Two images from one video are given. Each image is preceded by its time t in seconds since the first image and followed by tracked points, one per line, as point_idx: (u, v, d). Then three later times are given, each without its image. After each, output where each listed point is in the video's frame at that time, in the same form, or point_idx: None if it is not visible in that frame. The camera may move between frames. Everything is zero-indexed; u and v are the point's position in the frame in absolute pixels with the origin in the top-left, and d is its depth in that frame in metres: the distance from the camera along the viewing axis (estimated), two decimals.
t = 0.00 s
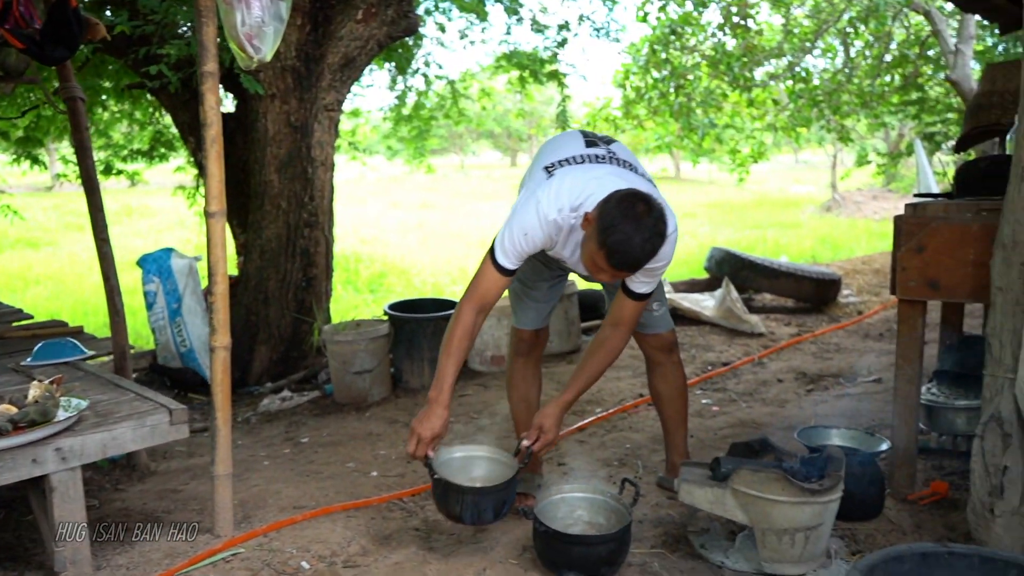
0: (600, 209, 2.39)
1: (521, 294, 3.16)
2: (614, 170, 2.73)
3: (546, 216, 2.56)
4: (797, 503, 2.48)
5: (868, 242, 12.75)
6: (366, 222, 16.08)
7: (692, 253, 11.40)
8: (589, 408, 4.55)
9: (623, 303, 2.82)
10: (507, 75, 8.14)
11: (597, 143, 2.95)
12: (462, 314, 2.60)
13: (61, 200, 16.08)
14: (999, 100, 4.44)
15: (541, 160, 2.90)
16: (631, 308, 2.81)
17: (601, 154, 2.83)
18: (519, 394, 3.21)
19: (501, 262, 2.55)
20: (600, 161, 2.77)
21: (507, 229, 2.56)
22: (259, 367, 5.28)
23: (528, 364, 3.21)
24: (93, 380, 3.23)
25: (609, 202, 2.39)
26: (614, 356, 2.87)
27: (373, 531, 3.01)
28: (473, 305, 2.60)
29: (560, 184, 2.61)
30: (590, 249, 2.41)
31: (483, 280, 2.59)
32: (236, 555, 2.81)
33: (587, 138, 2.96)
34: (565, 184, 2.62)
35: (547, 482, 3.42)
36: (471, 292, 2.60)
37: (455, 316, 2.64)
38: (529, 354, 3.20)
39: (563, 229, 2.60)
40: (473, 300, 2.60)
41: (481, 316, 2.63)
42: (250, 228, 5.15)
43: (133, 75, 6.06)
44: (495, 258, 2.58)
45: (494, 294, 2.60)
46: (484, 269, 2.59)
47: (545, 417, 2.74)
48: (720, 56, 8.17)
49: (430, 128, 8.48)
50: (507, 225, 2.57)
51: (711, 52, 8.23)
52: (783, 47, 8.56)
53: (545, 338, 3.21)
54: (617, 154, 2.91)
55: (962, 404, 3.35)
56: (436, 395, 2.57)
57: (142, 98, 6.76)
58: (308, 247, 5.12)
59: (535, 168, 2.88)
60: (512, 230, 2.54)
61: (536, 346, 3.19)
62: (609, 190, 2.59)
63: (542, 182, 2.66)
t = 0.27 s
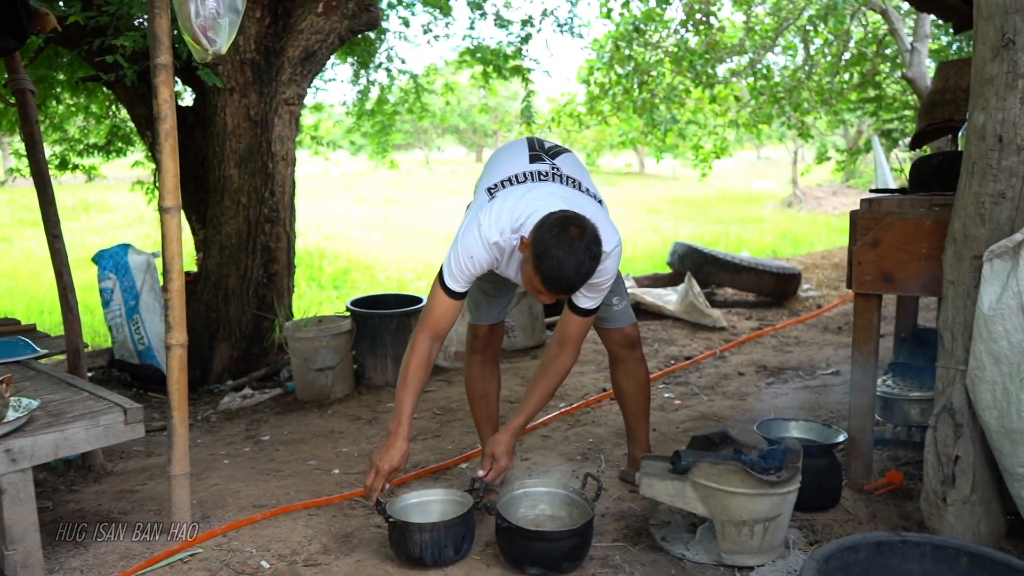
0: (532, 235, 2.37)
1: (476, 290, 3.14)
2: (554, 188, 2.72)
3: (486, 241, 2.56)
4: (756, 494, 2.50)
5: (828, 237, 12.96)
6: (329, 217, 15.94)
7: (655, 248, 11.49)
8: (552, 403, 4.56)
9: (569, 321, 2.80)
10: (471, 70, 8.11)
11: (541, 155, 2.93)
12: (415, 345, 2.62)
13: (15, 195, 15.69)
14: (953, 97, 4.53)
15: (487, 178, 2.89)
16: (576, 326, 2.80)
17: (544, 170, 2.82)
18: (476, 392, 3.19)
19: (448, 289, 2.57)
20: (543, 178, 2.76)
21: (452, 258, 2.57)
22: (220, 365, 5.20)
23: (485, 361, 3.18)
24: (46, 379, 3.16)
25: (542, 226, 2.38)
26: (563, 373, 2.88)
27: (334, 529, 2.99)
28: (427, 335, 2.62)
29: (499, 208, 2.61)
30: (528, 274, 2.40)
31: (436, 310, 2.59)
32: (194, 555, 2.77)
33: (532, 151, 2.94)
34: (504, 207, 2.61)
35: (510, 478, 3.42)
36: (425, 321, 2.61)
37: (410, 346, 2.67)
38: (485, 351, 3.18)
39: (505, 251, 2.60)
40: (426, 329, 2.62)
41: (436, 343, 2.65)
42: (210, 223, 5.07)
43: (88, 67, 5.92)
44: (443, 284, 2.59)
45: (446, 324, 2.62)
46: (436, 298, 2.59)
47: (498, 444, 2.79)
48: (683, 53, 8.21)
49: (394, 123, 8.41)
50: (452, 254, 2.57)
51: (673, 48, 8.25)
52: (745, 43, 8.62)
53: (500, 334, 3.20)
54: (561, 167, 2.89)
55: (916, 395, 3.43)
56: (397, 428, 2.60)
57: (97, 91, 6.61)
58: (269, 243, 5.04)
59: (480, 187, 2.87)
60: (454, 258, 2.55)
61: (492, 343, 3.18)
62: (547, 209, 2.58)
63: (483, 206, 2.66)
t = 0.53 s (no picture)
0: (505, 213, 2.36)
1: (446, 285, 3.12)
2: (523, 168, 2.72)
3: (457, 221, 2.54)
4: (725, 488, 2.51)
5: (799, 233, 13.09)
6: (301, 212, 15.81)
7: (628, 244, 11.53)
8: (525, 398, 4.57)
9: (557, 296, 2.84)
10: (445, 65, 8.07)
11: (507, 139, 2.92)
12: (404, 330, 2.57)
13: None
14: (919, 95, 4.59)
15: (452, 162, 2.88)
16: (567, 299, 2.82)
17: (511, 152, 2.81)
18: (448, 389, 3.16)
19: (424, 271, 2.54)
20: (510, 160, 2.75)
21: (424, 239, 2.54)
22: (189, 361, 5.13)
23: (457, 356, 3.16)
24: (8, 376, 3.10)
25: (513, 205, 2.38)
26: (564, 344, 2.89)
27: (304, 527, 2.97)
28: (411, 318, 2.57)
29: (468, 189, 2.59)
30: (501, 253, 2.39)
31: (413, 293, 2.56)
32: (160, 554, 2.74)
33: (498, 135, 2.93)
34: (473, 188, 2.59)
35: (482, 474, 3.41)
36: (404, 306, 2.57)
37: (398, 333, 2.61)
38: (456, 347, 3.15)
39: (476, 232, 2.59)
40: (410, 313, 2.57)
41: (423, 324, 2.60)
42: (178, 219, 5.00)
43: (52, 59, 5.81)
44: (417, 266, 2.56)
45: (428, 302, 2.57)
46: (411, 282, 2.55)
47: (533, 420, 2.78)
48: (656, 50, 8.23)
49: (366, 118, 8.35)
50: (423, 235, 2.54)
51: (646, 45, 8.27)
52: (718, 40, 8.67)
53: (471, 331, 3.17)
54: (527, 149, 2.89)
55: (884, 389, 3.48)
56: (426, 415, 2.56)
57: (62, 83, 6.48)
58: (239, 239, 4.98)
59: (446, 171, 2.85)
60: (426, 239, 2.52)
61: (463, 339, 3.15)
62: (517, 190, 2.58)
63: (451, 187, 2.64)
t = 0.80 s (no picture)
0: (510, 217, 2.35)
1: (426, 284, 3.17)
2: (513, 169, 2.71)
3: (458, 228, 2.52)
4: (700, 483, 2.52)
5: (774, 230, 13.20)
6: (277, 209, 15.69)
7: (606, 240, 11.57)
8: (501, 394, 4.56)
9: (553, 297, 2.82)
10: (422, 60, 8.04)
11: (494, 140, 2.91)
12: (418, 346, 2.50)
13: None
14: (891, 93, 4.64)
15: (441, 167, 2.85)
16: (563, 300, 2.80)
17: (499, 153, 2.80)
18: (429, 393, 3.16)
19: (432, 282, 2.49)
20: (500, 161, 2.74)
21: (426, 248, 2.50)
22: (162, 359, 5.07)
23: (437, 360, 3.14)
24: None
25: (516, 205, 2.37)
26: (565, 346, 2.89)
27: (278, 525, 2.94)
28: (427, 333, 2.51)
29: (464, 194, 2.57)
30: (512, 255, 2.38)
31: (429, 308, 2.51)
32: (132, 554, 2.70)
33: (483, 136, 2.92)
34: (469, 193, 2.58)
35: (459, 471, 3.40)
36: (420, 322, 2.51)
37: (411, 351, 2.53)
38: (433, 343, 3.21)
39: (477, 236, 2.57)
40: (425, 328, 2.51)
41: (438, 343, 2.55)
42: (151, 214, 4.94)
43: (21, 53, 5.71)
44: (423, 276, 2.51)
45: (442, 318, 2.53)
46: (428, 296, 2.50)
47: (541, 429, 2.78)
48: (633, 46, 8.26)
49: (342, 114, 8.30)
50: (425, 244, 2.51)
51: (623, 41, 8.29)
52: (694, 37, 8.71)
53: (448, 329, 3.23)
54: (515, 150, 2.89)
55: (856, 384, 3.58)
56: (432, 439, 2.51)
57: (31, 76, 6.37)
58: (213, 235, 4.93)
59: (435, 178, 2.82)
60: (431, 248, 2.48)
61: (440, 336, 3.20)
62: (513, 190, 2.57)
63: (446, 194, 2.62)
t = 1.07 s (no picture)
0: (532, 207, 2.36)
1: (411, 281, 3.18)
2: (520, 167, 2.73)
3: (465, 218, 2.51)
4: (679, 481, 2.53)
5: (754, 229, 13.28)
6: (257, 207, 15.59)
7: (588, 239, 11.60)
8: (482, 393, 4.56)
9: (543, 296, 2.85)
10: (403, 59, 8.02)
11: (495, 138, 2.92)
12: (408, 333, 2.48)
13: None
14: (868, 93, 4.70)
15: (441, 159, 2.83)
16: (553, 298, 2.83)
17: (504, 150, 2.81)
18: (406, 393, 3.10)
19: (431, 268, 2.46)
20: (505, 158, 2.75)
21: (430, 234, 2.47)
22: (139, 359, 5.01)
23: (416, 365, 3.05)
24: None
25: (536, 196, 2.39)
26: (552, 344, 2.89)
27: (256, 526, 2.92)
28: (417, 320, 2.48)
29: (473, 186, 2.57)
30: (530, 246, 2.39)
31: (421, 294, 2.48)
32: (107, 556, 2.68)
33: (485, 132, 2.92)
34: (478, 185, 2.57)
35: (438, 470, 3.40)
36: (411, 307, 2.48)
37: (398, 334, 2.51)
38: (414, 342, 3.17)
39: (483, 228, 2.57)
40: (415, 315, 2.49)
41: (427, 328, 2.53)
42: (128, 213, 4.89)
43: None
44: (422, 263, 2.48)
45: (434, 305, 2.51)
46: (421, 282, 2.47)
47: (527, 424, 2.78)
48: (613, 45, 8.27)
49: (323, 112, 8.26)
50: (429, 231, 2.48)
51: (604, 40, 8.31)
52: (675, 37, 8.76)
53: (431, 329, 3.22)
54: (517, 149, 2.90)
55: (833, 382, 3.61)
56: (415, 423, 2.48)
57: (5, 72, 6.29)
58: (191, 234, 4.88)
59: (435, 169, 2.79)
60: (435, 235, 2.46)
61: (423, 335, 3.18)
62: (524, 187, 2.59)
63: (452, 183, 2.60)
